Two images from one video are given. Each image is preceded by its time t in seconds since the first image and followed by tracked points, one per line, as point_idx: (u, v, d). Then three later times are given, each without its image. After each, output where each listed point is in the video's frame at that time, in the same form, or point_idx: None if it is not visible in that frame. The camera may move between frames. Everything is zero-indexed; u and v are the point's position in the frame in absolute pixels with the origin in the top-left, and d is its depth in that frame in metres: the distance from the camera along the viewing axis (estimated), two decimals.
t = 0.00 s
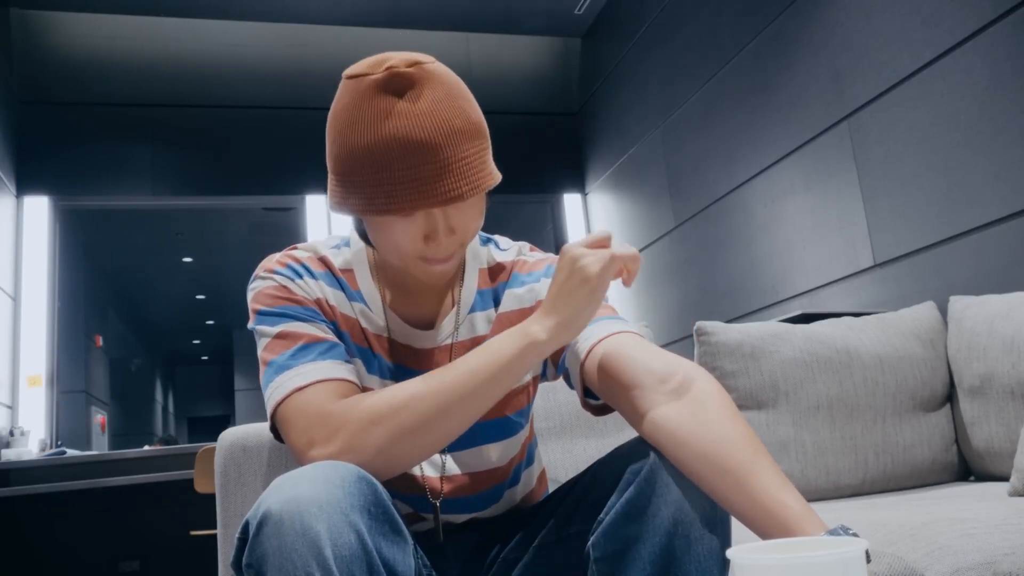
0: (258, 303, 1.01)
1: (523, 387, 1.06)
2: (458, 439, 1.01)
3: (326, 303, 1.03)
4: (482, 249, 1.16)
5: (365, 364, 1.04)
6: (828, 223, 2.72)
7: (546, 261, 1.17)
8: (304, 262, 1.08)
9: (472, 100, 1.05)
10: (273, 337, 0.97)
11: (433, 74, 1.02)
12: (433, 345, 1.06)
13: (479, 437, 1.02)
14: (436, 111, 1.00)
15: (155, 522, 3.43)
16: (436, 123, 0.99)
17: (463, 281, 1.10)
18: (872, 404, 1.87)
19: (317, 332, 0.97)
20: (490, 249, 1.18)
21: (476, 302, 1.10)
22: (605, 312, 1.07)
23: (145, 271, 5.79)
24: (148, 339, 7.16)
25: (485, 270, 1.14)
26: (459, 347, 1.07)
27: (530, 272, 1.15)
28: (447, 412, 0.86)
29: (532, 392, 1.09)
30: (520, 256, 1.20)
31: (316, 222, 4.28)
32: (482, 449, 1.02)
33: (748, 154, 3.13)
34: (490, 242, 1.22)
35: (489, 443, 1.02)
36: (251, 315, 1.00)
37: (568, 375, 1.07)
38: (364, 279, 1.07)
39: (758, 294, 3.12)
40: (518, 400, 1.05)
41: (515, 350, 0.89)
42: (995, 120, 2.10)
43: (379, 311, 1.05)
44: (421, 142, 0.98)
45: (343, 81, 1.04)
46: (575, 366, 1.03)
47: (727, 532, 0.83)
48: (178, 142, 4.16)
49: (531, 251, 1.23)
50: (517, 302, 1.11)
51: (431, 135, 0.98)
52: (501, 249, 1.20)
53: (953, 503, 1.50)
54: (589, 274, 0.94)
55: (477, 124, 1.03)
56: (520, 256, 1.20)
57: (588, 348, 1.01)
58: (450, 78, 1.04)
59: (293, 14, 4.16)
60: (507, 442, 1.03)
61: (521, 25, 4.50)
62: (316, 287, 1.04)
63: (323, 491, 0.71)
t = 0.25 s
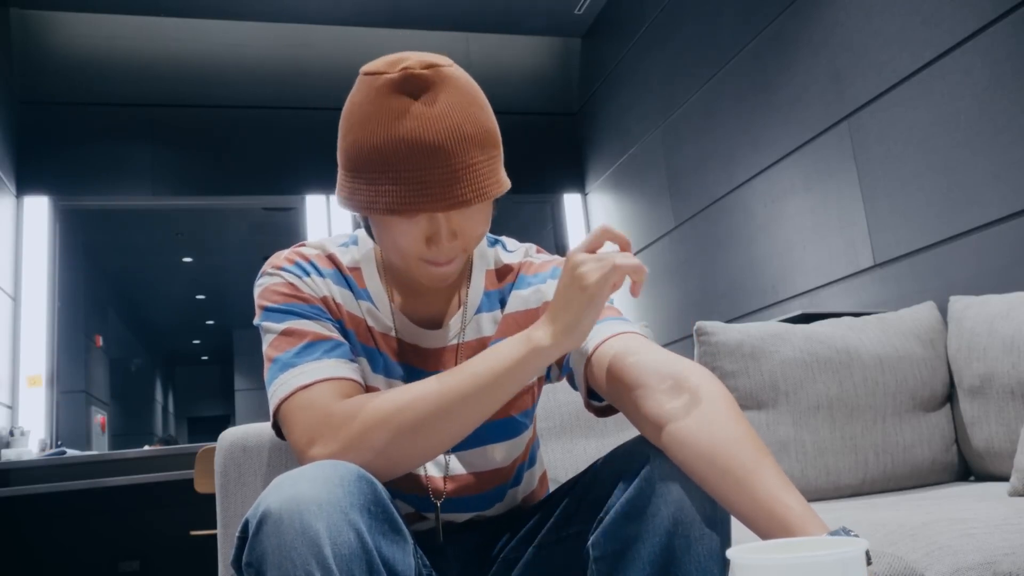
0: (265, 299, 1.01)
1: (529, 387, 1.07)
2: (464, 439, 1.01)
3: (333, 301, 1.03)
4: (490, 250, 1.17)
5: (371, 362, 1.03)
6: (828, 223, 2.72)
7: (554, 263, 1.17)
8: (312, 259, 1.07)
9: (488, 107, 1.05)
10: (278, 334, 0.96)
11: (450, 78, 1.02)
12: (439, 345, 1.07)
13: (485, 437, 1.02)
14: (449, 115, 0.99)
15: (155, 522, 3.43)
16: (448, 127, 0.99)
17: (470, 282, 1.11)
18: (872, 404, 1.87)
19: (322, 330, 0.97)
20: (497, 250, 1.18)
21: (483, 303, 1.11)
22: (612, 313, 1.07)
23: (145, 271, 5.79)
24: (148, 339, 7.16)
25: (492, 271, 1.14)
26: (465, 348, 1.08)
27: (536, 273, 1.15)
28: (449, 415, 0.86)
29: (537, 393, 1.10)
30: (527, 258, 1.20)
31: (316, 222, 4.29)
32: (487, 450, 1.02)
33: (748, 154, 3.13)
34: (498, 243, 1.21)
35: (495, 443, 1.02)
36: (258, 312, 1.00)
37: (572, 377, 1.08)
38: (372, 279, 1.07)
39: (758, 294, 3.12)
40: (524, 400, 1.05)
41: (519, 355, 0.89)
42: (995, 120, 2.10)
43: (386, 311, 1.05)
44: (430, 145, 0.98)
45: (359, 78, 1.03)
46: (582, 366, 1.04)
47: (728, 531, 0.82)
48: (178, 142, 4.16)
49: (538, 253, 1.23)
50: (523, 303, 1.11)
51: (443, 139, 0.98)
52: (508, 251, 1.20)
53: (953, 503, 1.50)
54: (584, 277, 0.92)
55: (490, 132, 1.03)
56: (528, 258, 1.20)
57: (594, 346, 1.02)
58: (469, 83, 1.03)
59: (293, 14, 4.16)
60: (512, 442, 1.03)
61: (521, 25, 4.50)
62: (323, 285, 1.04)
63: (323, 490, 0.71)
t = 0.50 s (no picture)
0: (266, 298, 1.01)
1: (529, 387, 1.07)
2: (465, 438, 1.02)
3: (334, 301, 1.03)
4: (492, 251, 1.17)
5: (371, 361, 1.03)
6: (828, 223, 2.72)
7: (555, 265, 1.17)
8: (313, 259, 1.07)
9: (516, 115, 1.05)
10: (279, 333, 0.96)
11: (487, 80, 1.03)
12: (441, 344, 1.07)
13: (485, 437, 1.03)
14: (477, 113, 1.00)
15: (154, 522, 3.43)
16: (474, 124, 0.99)
17: (473, 282, 1.11)
18: (872, 404, 1.87)
19: (323, 330, 0.97)
20: (499, 250, 1.18)
21: (485, 303, 1.10)
22: (612, 313, 1.07)
23: (145, 271, 5.79)
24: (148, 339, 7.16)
25: (494, 271, 1.15)
26: (468, 347, 1.08)
27: (538, 275, 1.15)
28: (450, 414, 0.87)
29: (538, 393, 1.11)
30: (530, 259, 1.20)
31: (316, 222, 4.29)
32: (488, 449, 1.03)
33: (748, 155, 3.13)
34: (500, 243, 1.21)
35: (495, 443, 1.03)
36: (259, 310, 1.00)
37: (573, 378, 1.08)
38: (374, 278, 1.07)
39: (758, 294, 3.12)
40: (524, 400, 1.06)
41: (521, 355, 0.90)
42: (995, 120, 2.10)
43: (388, 310, 1.05)
44: (454, 137, 0.98)
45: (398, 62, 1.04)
46: (583, 368, 1.04)
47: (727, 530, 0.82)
48: (178, 142, 4.16)
49: (541, 253, 1.23)
50: (524, 304, 1.11)
51: (470, 135, 0.99)
52: (511, 251, 1.20)
53: (953, 503, 1.50)
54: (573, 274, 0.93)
55: (514, 138, 1.03)
56: (530, 259, 1.20)
57: (596, 345, 1.02)
58: (501, 87, 1.04)
59: (293, 14, 4.16)
60: (513, 442, 1.04)
61: (520, 25, 4.50)
62: (325, 285, 1.04)
63: (324, 490, 0.71)
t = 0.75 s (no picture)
0: (263, 299, 1.01)
1: (528, 388, 1.08)
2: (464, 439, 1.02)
3: (332, 301, 1.03)
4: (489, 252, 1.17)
5: (369, 362, 1.04)
6: (828, 223, 2.72)
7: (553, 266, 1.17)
8: (311, 259, 1.07)
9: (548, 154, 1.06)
10: (277, 334, 0.96)
11: (537, 118, 1.03)
12: (437, 345, 1.06)
13: (484, 438, 1.03)
14: (514, 141, 1.00)
15: (154, 522, 3.43)
16: (507, 150, 0.99)
17: (470, 283, 1.11)
18: (872, 404, 1.87)
19: (322, 330, 0.97)
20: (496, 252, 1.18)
21: (483, 304, 1.10)
22: (611, 313, 1.06)
23: (145, 271, 5.79)
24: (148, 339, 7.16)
25: (491, 272, 1.15)
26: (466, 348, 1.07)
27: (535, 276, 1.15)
28: (449, 409, 0.87)
29: (536, 394, 1.11)
30: (527, 260, 1.20)
31: (316, 222, 4.29)
32: (486, 450, 1.03)
33: (749, 154, 3.13)
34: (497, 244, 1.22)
35: (494, 444, 1.03)
36: (256, 312, 1.00)
37: (571, 377, 1.08)
38: (370, 278, 1.06)
39: (758, 294, 3.12)
40: (524, 401, 1.07)
41: (516, 344, 0.92)
42: (995, 120, 2.10)
43: (386, 311, 1.05)
44: (482, 156, 0.98)
45: (460, 65, 1.03)
46: (580, 370, 1.03)
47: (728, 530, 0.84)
48: (179, 142, 4.16)
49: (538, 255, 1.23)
50: (523, 305, 1.12)
51: (504, 161, 0.99)
52: (507, 253, 1.20)
53: (953, 503, 1.50)
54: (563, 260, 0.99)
55: (539, 175, 1.04)
56: (527, 260, 1.20)
57: (595, 345, 1.01)
58: (544, 127, 1.04)
59: (293, 14, 4.15)
60: (511, 443, 1.04)
61: (520, 25, 4.50)
62: (322, 285, 1.03)
63: (329, 490, 0.71)
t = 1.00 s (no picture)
0: (252, 301, 1.01)
1: (519, 387, 1.07)
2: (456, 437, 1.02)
3: (321, 301, 1.03)
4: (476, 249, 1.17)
5: (359, 362, 1.04)
6: (828, 223, 2.72)
7: (541, 262, 1.17)
8: (298, 260, 1.07)
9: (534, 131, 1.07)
10: (268, 335, 0.96)
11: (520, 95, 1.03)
12: (428, 343, 1.06)
13: (477, 437, 1.03)
14: (507, 128, 1.00)
15: (154, 521, 3.43)
16: (502, 137, 0.99)
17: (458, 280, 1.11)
18: (872, 404, 1.87)
19: (313, 330, 0.97)
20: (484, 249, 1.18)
21: (472, 302, 1.10)
22: (603, 312, 1.06)
23: (145, 271, 5.79)
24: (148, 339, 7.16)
25: (479, 271, 1.15)
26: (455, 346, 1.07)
27: (524, 272, 1.15)
28: (450, 408, 0.87)
29: (528, 392, 1.11)
30: (515, 257, 1.20)
31: (317, 222, 4.29)
32: (478, 449, 1.03)
33: (749, 154, 3.13)
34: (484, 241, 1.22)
35: (486, 443, 1.03)
36: (244, 314, 1.00)
37: (564, 373, 1.08)
38: (358, 278, 1.06)
39: (758, 294, 3.12)
40: (516, 400, 1.06)
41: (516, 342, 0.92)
42: (995, 120, 2.10)
43: (374, 310, 1.05)
44: (482, 149, 0.98)
45: (434, 59, 1.02)
46: (575, 368, 1.02)
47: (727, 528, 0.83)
48: (179, 143, 4.16)
49: (527, 251, 1.23)
50: (512, 302, 1.11)
51: (502, 147, 0.99)
52: (495, 250, 1.20)
53: (953, 503, 1.50)
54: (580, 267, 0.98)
55: (533, 153, 1.05)
56: (515, 257, 1.20)
57: (589, 344, 1.00)
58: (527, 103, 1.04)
59: (293, 14, 4.15)
60: (503, 441, 1.04)
61: (521, 25, 4.50)
62: (311, 285, 1.03)
63: (327, 490, 0.71)
